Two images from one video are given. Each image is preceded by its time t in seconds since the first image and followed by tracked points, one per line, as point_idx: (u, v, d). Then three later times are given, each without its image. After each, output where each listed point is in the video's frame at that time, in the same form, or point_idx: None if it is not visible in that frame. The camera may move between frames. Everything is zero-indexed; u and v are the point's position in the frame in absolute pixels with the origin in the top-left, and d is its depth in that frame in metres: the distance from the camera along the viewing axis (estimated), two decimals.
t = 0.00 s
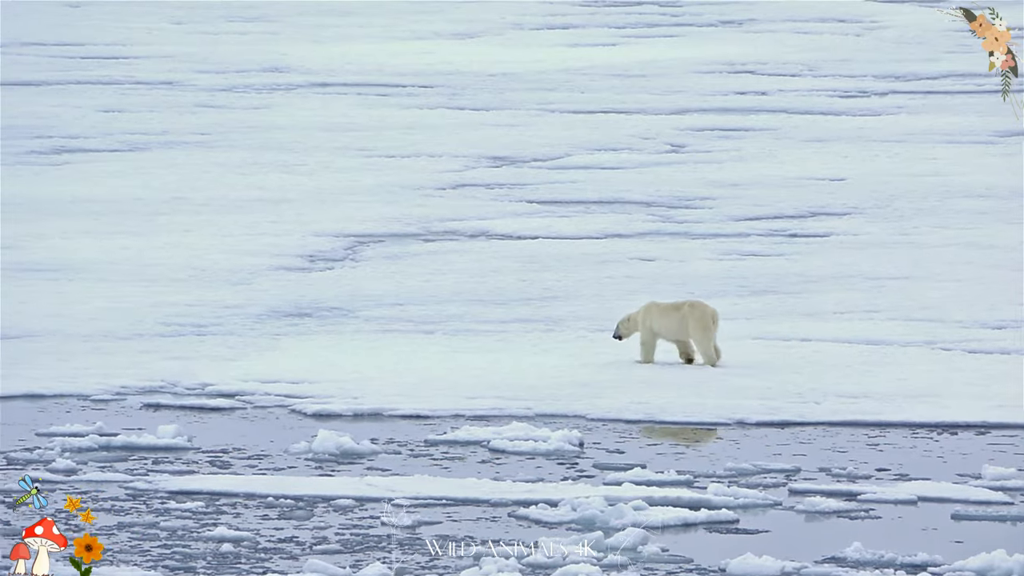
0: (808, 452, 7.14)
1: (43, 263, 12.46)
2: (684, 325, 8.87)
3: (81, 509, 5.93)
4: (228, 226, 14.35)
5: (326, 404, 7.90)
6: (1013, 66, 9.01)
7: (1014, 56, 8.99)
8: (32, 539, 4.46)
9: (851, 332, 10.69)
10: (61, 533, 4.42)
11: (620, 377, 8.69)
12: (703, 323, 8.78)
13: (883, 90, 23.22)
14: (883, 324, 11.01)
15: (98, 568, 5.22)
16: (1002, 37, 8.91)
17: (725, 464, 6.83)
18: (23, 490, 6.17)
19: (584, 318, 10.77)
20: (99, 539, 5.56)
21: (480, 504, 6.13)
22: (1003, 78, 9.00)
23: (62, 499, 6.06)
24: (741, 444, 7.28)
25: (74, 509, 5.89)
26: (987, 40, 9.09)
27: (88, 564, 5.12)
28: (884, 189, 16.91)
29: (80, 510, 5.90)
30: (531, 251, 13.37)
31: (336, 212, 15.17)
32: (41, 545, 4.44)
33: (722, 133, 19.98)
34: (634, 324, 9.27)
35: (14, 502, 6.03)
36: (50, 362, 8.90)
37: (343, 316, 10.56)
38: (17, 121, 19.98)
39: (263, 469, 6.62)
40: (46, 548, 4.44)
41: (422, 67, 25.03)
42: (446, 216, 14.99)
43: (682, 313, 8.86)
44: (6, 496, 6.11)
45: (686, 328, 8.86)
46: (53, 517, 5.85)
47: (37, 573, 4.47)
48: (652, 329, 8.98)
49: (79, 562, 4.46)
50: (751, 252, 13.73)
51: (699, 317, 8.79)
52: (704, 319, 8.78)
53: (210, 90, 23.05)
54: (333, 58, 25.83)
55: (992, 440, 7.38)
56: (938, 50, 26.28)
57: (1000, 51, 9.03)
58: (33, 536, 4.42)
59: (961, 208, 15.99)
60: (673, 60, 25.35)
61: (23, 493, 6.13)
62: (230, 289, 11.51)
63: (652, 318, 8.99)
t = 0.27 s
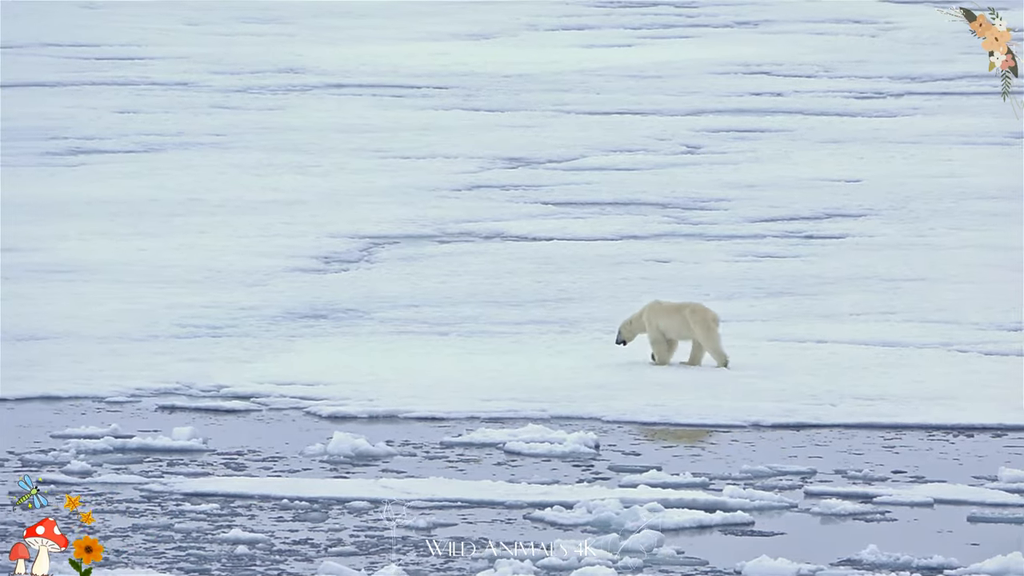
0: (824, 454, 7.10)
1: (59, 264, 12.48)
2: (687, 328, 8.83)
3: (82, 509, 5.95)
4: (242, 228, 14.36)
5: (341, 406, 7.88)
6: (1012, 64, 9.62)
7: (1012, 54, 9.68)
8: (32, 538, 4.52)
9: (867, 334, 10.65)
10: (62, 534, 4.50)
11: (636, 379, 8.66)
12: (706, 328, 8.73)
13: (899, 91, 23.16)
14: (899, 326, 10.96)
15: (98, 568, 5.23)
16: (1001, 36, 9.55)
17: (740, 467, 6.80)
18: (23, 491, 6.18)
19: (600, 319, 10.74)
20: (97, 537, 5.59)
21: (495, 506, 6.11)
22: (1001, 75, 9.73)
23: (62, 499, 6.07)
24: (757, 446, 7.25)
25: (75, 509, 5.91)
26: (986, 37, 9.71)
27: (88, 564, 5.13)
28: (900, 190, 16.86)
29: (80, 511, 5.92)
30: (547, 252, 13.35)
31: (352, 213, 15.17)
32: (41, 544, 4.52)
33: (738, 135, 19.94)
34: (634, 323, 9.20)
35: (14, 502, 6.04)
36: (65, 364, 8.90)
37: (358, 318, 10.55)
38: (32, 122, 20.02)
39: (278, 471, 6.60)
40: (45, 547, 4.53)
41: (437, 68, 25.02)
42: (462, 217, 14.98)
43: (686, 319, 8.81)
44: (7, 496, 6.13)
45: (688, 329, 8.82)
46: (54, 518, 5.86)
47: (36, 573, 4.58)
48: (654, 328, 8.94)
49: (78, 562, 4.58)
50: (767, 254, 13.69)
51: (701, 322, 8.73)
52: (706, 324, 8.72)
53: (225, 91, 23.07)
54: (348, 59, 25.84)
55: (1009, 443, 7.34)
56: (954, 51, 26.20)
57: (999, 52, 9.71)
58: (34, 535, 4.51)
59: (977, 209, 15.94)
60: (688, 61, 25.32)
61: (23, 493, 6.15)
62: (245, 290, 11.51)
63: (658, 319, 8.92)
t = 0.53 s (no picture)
0: (843, 457, 7.07)
1: (76, 266, 12.49)
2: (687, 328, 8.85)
3: (82, 509, 5.98)
4: (259, 230, 14.37)
5: (358, 409, 7.87)
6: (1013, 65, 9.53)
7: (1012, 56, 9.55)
8: (33, 538, 5.03)
9: (886, 336, 10.60)
10: (60, 534, 5.00)
11: (653, 381, 8.63)
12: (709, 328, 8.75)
13: (916, 93, 23.08)
14: (917, 328, 10.92)
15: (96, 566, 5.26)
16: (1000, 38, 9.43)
17: (759, 469, 6.77)
18: (23, 490, 6.22)
19: (617, 321, 10.72)
20: (99, 538, 5.60)
21: (512, 509, 6.09)
22: (1001, 77, 9.60)
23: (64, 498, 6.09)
24: (775, 448, 7.22)
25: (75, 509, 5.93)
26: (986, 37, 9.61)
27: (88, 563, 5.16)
28: (918, 192, 16.80)
29: (80, 510, 5.94)
30: (563, 255, 13.33)
31: (368, 215, 15.17)
32: (41, 544, 5.01)
33: (755, 137, 19.90)
34: (634, 324, 9.24)
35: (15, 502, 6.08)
36: (82, 365, 8.91)
37: (374, 320, 10.54)
38: (50, 124, 20.06)
39: (295, 473, 6.59)
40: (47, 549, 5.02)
41: (454, 70, 25.02)
42: (478, 219, 14.97)
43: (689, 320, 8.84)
44: (9, 496, 6.16)
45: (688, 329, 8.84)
46: (55, 517, 5.88)
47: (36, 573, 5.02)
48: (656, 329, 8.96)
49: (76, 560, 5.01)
50: (784, 256, 13.65)
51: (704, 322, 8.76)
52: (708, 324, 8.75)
53: (242, 93, 23.10)
54: (365, 60, 25.85)
55: None
56: (972, 53, 26.11)
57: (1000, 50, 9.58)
58: (34, 537, 5.02)
59: (995, 211, 15.87)
60: (705, 63, 25.27)
61: (24, 493, 6.18)
62: (262, 292, 11.51)
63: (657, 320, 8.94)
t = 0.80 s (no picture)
0: (858, 459, 7.03)
1: (91, 267, 12.50)
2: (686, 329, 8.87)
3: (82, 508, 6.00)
4: (274, 231, 14.36)
5: (373, 410, 7.86)
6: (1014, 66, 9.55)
7: (1012, 56, 9.63)
8: (32, 539, 4.98)
9: (900, 337, 10.57)
10: (60, 534, 4.96)
11: (668, 382, 8.59)
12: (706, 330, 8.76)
13: (932, 94, 23.00)
14: (932, 330, 10.87)
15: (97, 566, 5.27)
16: (1000, 38, 9.54)
17: (774, 471, 6.74)
18: (23, 490, 6.24)
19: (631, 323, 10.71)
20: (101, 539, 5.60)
21: (527, 511, 6.07)
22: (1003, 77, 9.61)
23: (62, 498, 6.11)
24: (791, 450, 7.19)
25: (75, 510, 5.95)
26: (988, 39, 9.71)
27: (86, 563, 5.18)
28: (933, 193, 16.74)
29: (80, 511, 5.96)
30: (578, 256, 13.30)
31: (383, 216, 15.16)
32: (41, 545, 4.97)
33: (770, 138, 19.86)
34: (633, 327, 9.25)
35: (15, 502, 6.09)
36: (97, 367, 8.91)
37: (389, 321, 10.52)
38: (65, 125, 20.09)
39: (309, 475, 6.58)
40: (46, 548, 4.97)
41: (469, 71, 25.00)
42: (493, 220, 14.95)
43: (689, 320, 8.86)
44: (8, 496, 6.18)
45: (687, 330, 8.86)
46: (54, 518, 5.89)
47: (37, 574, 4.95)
48: (655, 326, 8.98)
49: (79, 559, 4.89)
50: (799, 257, 13.60)
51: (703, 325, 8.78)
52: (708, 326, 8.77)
53: (258, 94, 23.11)
54: (380, 61, 25.86)
55: None
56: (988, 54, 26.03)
57: (1000, 52, 9.67)
58: (34, 536, 4.97)
59: (1011, 213, 15.80)
60: (720, 64, 25.23)
61: (23, 493, 6.19)
62: (277, 294, 11.50)
63: (657, 314, 8.98)
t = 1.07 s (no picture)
0: (874, 460, 7.00)
1: (106, 268, 12.53)
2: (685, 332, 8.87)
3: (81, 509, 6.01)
4: (289, 233, 14.37)
5: (388, 412, 7.85)
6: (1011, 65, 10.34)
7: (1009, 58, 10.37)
8: (33, 539, 4.99)
9: (915, 339, 10.54)
10: (61, 534, 4.96)
11: (684, 384, 8.56)
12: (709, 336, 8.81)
13: (947, 95, 22.93)
14: (949, 331, 10.83)
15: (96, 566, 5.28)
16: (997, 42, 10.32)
17: (789, 473, 6.71)
18: (23, 490, 6.26)
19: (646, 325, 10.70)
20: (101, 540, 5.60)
21: (542, 512, 6.05)
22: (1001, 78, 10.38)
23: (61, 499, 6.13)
24: (806, 452, 7.16)
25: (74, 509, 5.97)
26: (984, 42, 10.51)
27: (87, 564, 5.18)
28: (949, 194, 16.69)
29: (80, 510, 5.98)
30: (594, 258, 13.29)
31: (398, 217, 15.16)
32: (41, 545, 4.97)
33: (786, 139, 19.82)
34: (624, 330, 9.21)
35: (14, 501, 6.11)
36: (111, 368, 8.92)
37: (405, 323, 10.51)
38: (81, 126, 20.14)
39: (325, 477, 6.57)
40: (47, 548, 4.97)
41: (484, 72, 25.00)
42: (508, 221, 14.94)
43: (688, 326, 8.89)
44: (8, 496, 6.20)
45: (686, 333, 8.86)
46: (53, 518, 5.91)
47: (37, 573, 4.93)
48: (651, 332, 8.95)
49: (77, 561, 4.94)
50: (814, 259, 13.58)
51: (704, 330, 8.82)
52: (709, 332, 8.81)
53: (273, 95, 23.14)
54: (395, 62, 25.86)
55: None
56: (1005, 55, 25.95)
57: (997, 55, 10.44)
58: (35, 536, 4.97)
59: None
60: (736, 65, 25.19)
61: (23, 493, 6.21)
62: (291, 295, 11.51)
63: (652, 317, 8.97)
